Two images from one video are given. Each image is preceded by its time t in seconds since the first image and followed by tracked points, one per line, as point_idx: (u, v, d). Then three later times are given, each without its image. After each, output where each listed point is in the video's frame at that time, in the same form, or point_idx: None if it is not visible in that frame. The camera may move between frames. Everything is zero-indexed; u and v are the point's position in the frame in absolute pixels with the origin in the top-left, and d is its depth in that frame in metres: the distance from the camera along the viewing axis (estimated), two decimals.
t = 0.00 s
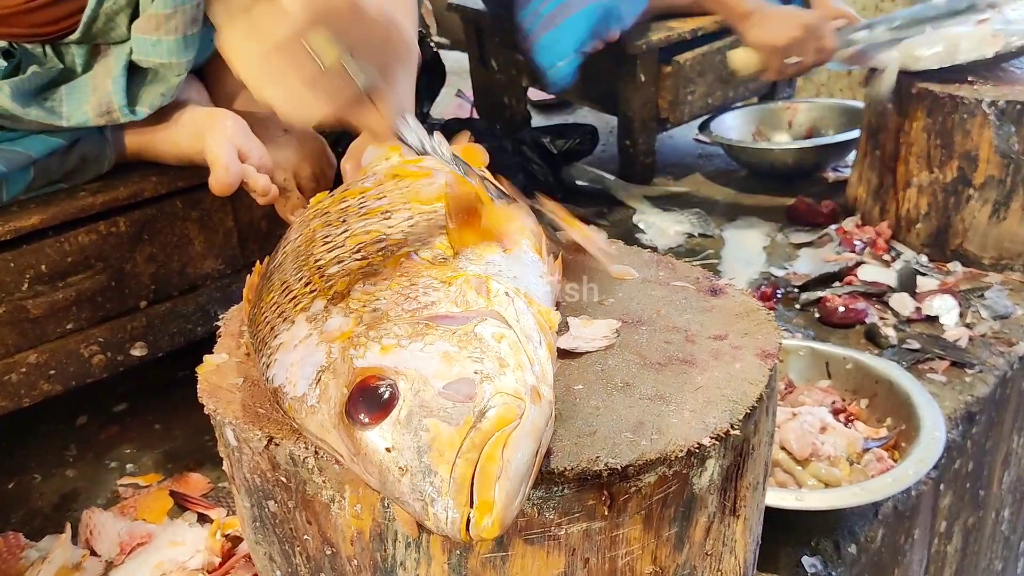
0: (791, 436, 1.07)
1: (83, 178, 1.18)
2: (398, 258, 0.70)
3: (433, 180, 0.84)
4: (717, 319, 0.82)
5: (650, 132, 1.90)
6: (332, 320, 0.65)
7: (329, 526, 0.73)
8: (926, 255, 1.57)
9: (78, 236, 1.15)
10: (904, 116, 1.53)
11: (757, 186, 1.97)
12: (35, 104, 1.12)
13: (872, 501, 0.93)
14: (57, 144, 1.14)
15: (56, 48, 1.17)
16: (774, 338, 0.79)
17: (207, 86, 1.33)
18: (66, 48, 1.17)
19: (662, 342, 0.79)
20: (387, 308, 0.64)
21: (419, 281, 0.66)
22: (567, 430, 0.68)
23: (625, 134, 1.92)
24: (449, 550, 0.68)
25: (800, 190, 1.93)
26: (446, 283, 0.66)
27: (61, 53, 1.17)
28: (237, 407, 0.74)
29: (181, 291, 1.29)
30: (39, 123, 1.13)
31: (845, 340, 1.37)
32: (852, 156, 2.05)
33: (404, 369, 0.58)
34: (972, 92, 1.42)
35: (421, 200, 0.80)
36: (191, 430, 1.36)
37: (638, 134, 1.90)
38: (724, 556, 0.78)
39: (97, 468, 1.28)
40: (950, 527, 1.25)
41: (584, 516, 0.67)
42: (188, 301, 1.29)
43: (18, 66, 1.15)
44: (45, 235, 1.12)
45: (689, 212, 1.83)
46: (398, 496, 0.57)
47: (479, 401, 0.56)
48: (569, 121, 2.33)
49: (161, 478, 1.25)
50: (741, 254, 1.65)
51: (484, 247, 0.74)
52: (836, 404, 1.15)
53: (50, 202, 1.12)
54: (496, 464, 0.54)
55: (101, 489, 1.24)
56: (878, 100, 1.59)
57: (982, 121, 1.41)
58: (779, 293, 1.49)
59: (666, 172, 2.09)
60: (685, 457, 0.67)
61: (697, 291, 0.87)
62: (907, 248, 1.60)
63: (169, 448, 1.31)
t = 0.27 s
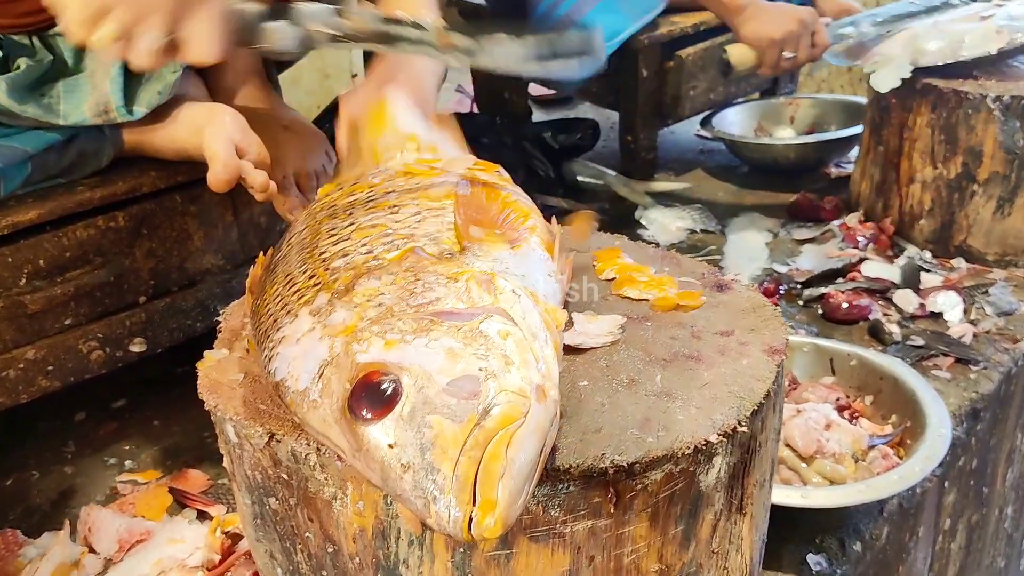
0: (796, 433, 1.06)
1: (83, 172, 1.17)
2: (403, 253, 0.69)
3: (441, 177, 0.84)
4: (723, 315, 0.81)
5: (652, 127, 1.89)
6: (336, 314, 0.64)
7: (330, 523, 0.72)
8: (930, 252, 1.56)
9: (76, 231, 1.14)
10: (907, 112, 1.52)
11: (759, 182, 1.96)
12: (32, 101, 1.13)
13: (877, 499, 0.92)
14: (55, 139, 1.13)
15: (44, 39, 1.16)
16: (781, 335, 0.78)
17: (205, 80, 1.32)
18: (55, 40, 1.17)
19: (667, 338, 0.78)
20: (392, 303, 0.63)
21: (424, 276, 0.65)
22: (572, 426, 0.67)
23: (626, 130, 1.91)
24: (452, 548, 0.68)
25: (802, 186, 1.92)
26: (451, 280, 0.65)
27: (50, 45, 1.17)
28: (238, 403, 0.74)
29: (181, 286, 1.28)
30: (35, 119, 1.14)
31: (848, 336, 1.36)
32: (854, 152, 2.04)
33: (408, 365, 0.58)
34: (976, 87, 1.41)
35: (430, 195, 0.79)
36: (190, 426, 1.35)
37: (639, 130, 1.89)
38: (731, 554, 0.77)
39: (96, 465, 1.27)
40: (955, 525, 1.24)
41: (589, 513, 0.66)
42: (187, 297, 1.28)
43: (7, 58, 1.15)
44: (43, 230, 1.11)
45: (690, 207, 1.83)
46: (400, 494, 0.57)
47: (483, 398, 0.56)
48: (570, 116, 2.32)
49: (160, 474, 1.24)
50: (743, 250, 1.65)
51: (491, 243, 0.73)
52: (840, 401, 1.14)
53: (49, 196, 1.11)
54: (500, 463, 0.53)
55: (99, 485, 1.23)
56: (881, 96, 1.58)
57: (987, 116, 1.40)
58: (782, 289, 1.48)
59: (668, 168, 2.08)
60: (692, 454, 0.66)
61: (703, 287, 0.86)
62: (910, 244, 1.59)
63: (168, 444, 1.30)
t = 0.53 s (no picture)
0: (800, 433, 1.05)
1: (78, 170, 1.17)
2: (394, 230, 0.71)
3: (462, 163, 0.82)
4: (727, 314, 0.81)
5: (653, 125, 1.88)
6: (319, 283, 0.66)
7: (332, 523, 0.71)
8: (933, 250, 1.56)
9: (75, 228, 1.13)
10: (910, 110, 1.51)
11: (761, 180, 1.95)
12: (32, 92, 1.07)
13: (882, 499, 0.92)
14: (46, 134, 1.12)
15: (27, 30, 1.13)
16: (786, 333, 0.78)
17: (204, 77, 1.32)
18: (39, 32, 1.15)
19: (672, 337, 0.77)
20: (372, 274, 0.65)
21: (407, 251, 0.67)
22: (576, 426, 0.66)
23: (627, 127, 1.90)
24: (455, 549, 0.67)
25: (804, 184, 1.91)
26: (431, 255, 0.66)
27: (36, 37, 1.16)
28: (238, 402, 0.73)
29: (180, 284, 1.27)
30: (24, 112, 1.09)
31: (851, 335, 1.35)
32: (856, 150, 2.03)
33: (371, 335, 0.59)
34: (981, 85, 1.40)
35: (444, 177, 0.78)
36: (190, 425, 1.34)
37: (641, 127, 1.88)
38: (736, 555, 0.76)
39: (95, 464, 1.27)
40: (958, 525, 1.24)
41: (593, 514, 0.66)
42: (187, 294, 1.28)
43: None
44: (42, 227, 1.10)
45: (692, 205, 1.82)
46: (345, 455, 0.58)
47: (432, 370, 0.57)
48: (571, 113, 2.31)
49: (160, 473, 1.23)
50: (745, 248, 1.64)
51: (482, 224, 0.71)
52: (844, 400, 1.14)
53: (47, 193, 1.10)
54: (435, 433, 0.55)
55: (99, 484, 1.23)
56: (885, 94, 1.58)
57: (990, 114, 1.39)
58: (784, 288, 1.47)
59: (669, 165, 2.07)
60: (697, 454, 0.66)
61: (708, 285, 0.86)
62: (913, 242, 1.58)
63: (167, 443, 1.30)
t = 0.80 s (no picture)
0: (801, 437, 1.05)
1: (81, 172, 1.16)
2: (383, 233, 0.69)
3: (464, 164, 0.85)
4: (729, 319, 0.80)
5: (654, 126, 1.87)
6: (302, 285, 0.65)
7: (331, 529, 0.71)
8: (933, 251, 1.55)
9: (73, 231, 1.12)
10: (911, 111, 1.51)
11: (761, 181, 1.95)
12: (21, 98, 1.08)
13: (884, 504, 0.91)
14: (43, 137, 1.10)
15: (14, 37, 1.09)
16: (788, 338, 0.77)
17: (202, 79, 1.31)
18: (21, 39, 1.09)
19: (673, 342, 0.77)
20: (356, 276, 0.63)
21: (393, 256, 0.65)
22: (576, 433, 0.66)
23: (627, 128, 1.90)
24: (456, 557, 0.66)
25: (804, 185, 1.91)
26: (418, 262, 0.64)
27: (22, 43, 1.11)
28: (236, 407, 0.72)
29: (179, 287, 1.26)
30: (23, 115, 1.09)
31: (852, 337, 1.35)
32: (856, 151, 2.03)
33: (349, 342, 0.58)
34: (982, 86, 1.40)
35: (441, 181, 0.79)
36: (188, 428, 1.33)
37: (641, 128, 1.88)
38: (737, 561, 0.76)
39: (93, 467, 1.26)
40: (958, 528, 1.24)
41: (594, 522, 0.65)
42: (185, 297, 1.27)
43: None
44: (39, 230, 1.10)
45: (692, 207, 1.81)
46: (320, 462, 0.57)
47: (407, 380, 0.55)
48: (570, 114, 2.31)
49: (158, 477, 1.23)
50: (745, 250, 1.63)
51: (473, 230, 0.70)
52: (845, 404, 1.13)
53: (44, 195, 1.10)
54: (405, 445, 0.53)
55: (97, 488, 1.22)
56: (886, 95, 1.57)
57: (992, 116, 1.39)
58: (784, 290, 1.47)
59: (669, 166, 2.07)
60: (699, 460, 0.65)
61: (709, 290, 0.85)
62: (914, 244, 1.58)
63: (165, 446, 1.29)
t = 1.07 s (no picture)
0: (799, 438, 1.05)
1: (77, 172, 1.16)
2: (380, 235, 0.69)
3: (456, 162, 0.84)
4: (727, 320, 0.80)
5: (652, 125, 1.87)
6: (297, 289, 0.64)
7: (326, 533, 0.70)
8: (932, 251, 1.55)
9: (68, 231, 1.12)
10: (910, 110, 1.50)
11: (759, 180, 1.95)
12: (19, 99, 1.09)
13: (883, 505, 0.91)
14: (44, 138, 1.12)
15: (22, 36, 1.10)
16: (787, 339, 0.77)
17: (199, 77, 1.30)
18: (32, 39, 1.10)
19: (671, 343, 0.76)
20: (353, 280, 0.63)
21: (390, 258, 0.65)
22: (574, 435, 0.65)
23: (625, 127, 1.89)
24: (452, 560, 0.66)
25: (803, 184, 1.91)
26: (415, 264, 0.64)
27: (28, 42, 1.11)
28: (231, 409, 0.72)
29: (175, 287, 1.26)
30: (24, 116, 1.10)
31: (851, 337, 1.34)
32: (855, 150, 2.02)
33: (345, 346, 0.57)
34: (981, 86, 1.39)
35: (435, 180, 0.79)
36: (184, 428, 1.33)
37: (639, 128, 1.87)
38: (735, 564, 0.75)
39: (88, 468, 1.25)
40: (957, 529, 1.23)
41: (591, 525, 0.65)
42: (181, 297, 1.27)
43: None
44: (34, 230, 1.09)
45: (690, 206, 1.81)
46: (318, 469, 0.56)
47: (405, 384, 0.55)
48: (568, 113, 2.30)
49: (154, 478, 1.22)
50: (744, 249, 1.63)
51: (470, 230, 0.70)
52: (844, 405, 1.13)
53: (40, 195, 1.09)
54: (405, 450, 0.52)
55: (92, 489, 1.21)
56: (885, 94, 1.57)
57: (991, 115, 1.38)
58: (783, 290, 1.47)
59: (667, 165, 2.06)
60: (697, 463, 0.65)
61: (707, 290, 0.85)
62: (912, 244, 1.57)
63: (161, 447, 1.28)
